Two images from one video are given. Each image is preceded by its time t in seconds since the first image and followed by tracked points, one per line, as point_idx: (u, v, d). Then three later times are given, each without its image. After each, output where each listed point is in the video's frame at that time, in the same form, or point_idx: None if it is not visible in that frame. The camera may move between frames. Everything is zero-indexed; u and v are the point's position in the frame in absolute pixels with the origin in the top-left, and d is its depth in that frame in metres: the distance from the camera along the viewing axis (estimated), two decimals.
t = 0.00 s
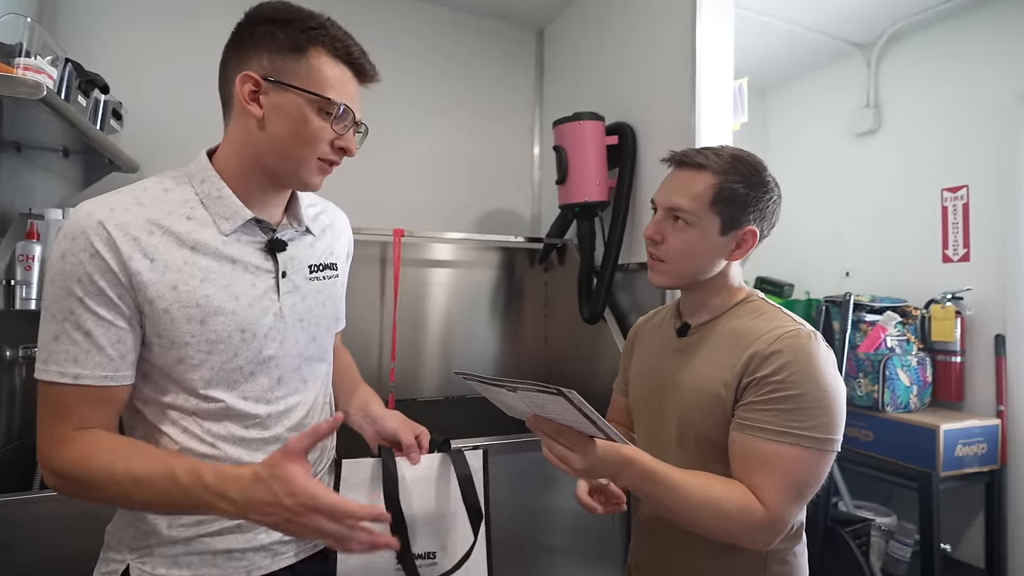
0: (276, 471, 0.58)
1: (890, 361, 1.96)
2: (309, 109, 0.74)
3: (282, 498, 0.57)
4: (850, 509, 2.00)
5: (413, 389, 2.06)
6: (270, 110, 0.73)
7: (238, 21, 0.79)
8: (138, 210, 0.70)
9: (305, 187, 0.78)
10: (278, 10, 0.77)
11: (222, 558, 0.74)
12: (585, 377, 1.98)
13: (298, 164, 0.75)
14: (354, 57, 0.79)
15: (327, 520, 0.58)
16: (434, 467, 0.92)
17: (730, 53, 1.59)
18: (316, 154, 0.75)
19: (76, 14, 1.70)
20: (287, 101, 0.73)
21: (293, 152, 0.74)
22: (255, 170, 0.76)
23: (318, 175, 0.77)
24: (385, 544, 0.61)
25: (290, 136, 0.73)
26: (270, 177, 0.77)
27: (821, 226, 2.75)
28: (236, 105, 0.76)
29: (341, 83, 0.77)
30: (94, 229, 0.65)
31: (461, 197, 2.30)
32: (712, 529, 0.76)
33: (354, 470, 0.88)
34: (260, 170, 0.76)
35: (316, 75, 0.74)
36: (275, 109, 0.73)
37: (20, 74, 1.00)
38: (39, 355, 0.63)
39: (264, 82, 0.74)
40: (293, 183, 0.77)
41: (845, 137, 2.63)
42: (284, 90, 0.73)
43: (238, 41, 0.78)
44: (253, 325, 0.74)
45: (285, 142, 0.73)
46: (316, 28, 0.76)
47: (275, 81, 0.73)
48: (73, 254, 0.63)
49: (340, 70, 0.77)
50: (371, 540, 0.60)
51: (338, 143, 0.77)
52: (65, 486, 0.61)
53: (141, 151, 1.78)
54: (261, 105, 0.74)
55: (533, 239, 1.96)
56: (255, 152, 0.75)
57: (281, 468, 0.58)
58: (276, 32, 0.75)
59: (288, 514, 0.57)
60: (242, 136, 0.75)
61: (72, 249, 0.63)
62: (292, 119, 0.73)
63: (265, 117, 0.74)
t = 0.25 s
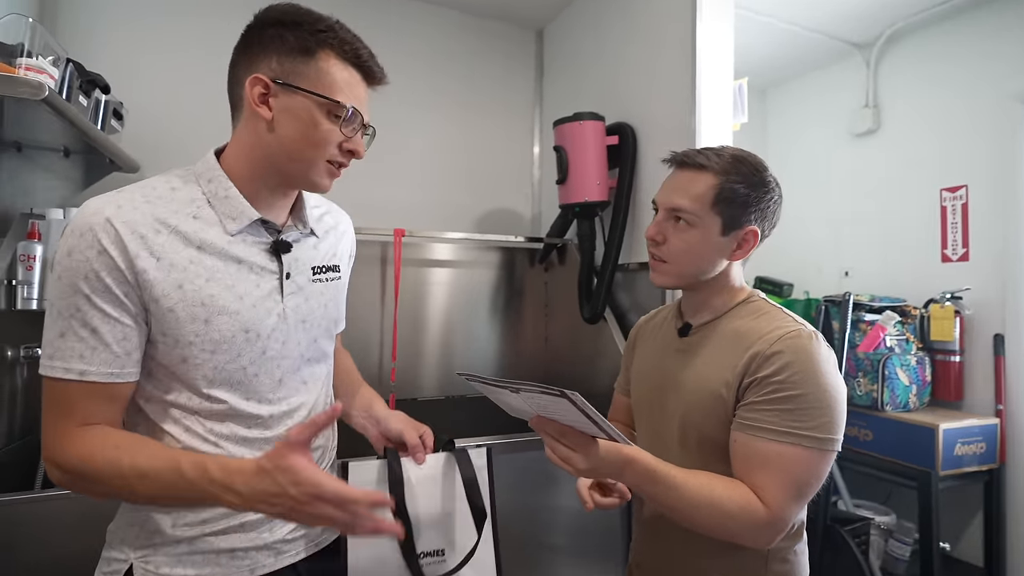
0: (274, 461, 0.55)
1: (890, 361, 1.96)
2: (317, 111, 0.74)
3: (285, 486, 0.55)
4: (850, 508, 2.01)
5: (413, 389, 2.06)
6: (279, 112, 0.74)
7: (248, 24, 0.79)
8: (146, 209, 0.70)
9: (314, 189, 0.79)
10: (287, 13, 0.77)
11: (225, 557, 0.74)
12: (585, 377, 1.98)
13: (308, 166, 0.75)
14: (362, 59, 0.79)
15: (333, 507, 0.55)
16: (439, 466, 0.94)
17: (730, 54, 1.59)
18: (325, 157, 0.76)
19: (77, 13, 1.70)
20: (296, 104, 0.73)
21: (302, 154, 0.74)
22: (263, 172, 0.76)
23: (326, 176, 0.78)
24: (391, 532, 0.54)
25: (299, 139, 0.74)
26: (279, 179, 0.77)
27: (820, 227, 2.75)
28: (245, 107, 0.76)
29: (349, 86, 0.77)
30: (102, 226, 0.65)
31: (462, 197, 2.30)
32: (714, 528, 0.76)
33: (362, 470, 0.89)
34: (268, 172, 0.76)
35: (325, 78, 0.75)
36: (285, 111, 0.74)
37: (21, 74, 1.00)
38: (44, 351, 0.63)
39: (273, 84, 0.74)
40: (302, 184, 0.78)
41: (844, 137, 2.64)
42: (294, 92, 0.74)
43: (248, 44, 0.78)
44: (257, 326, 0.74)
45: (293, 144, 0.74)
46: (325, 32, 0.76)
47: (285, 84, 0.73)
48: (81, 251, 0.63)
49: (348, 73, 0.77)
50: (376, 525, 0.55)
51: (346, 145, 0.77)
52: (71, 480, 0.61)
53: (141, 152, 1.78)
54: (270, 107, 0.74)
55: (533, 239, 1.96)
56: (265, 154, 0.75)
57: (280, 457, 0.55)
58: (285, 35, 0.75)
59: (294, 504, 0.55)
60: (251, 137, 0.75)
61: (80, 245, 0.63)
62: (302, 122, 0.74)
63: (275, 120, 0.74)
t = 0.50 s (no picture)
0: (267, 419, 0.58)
1: (894, 360, 1.96)
2: (334, 114, 0.75)
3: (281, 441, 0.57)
4: (854, 506, 2.01)
5: (418, 387, 2.08)
6: (299, 115, 0.75)
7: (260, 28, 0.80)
8: (161, 207, 0.71)
9: (328, 190, 0.80)
10: (300, 18, 0.78)
11: (237, 553, 0.75)
12: (589, 375, 1.99)
13: (324, 168, 0.77)
14: (374, 64, 0.81)
15: (330, 453, 0.59)
16: (454, 458, 1.00)
17: (734, 53, 1.60)
18: (341, 159, 0.77)
19: (86, 15, 1.72)
20: (315, 107, 0.75)
21: (318, 156, 0.76)
22: (279, 173, 0.77)
23: (341, 178, 0.79)
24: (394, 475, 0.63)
25: (316, 141, 0.75)
26: (294, 180, 0.78)
27: (825, 226, 2.75)
28: (263, 109, 0.77)
29: (363, 91, 0.79)
30: (117, 224, 0.67)
31: (466, 196, 2.31)
32: (718, 526, 0.77)
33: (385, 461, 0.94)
34: (284, 173, 0.77)
35: (341, 83, 0.76)
36: (303, 114, 0.75)
37: (34, 78, 1.02)
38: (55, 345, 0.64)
39: (293, 87, 0.75)
40: (317, 186, 0.79)
41: (849, 135, 2.63)
42: (312, 96, 0.75)
43: (261, 48, 0.79)
44: (268, 324, 0.75)
45: (311, 146, 0.75)
46: (340, 37, 0.78)
47: (305, 88, 0.75)
48: (96, 247, 0.65)
49: (362, 77, 0.79)
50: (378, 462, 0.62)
51: (360, 148, 0.79)
52: (79, 471, 0.62)
53: (149, 153, 1.80)
54: (290, 109, 0.75)
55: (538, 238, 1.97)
56: (281, 156, 0.76)
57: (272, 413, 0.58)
58: (302, 39, 0.77)
59: (292, 458, 0.58)
60: (268, 139, 0.76)
61: (95, 241, 0.65)
62: (320, 125, 0.75)
63: (293, 122, 0.75)
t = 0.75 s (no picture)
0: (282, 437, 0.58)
1: (901, 357, 1.96)
2: (347, 123, 0.77)
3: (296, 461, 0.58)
4: (861, 504, 2.02)
5: (426, 388, 2.09)
6: (312, 126, 0.77)
7: (273, 43, 0.82)
8: (182, 219, 0.74)
9: (344, 198, 0.82)
10: (310, 31, 0.80)
11: (260, 551, 0.77)
12: (596, 375, 2.00)
13: (338, 176, 0.78)
14: (385, 72, 0.83)
15: (343, 470, 0.59)
16: (467, 457, 1.03)
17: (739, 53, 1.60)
18: (355, 167, 0.79)
19: (98, 24, 1.75)
20: (328, 118, 0.77)
21: (332, 164, 0.78)
22: (296, 183, 0.79)
23: (354, 185, 0.81)
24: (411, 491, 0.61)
25: (330, 150, 0.77)
26: (310, 189, 0.80)
27: (831, 224, 2.74)
28: (277, 121, 0.79)
29: (375, 99, 0.81)
30: (140, 236, 0.68)
31: (472, 198, 2.33)
32: (726, 525, 0.78)
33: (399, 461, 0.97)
34: (299, 182, 0.79)
35: (352, 93, 0.78)
36: (318, 125, 0.77)
37: (51, 89, 1.04)
38: (80, 355, 0.66)
39: (305, 99, 0.77)
40: (333, 194, 0.81)
41: (855, 133, 2.63)
42: (326, 107, 0.77)
43: (274, 62, 0.81)
44: (285, 330, 0.77)
45: (325, 155, 0.77)
46: (350, 48, 0.80)
47: (319, 100, 0.77)
48: (120, 258, 0.67)
49: (373, 86, 0.80)
50: (395, 483, 0.61)
51: (374, 155, 0.81)
52: (97, 483, 0.62)
53: (160, 158, 1.82)
54: (303, 121, 0.77)
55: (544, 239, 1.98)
56: (298, 167, 0.78)
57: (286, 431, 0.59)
58: (314, 52, 0.79)
59: (306, 476, 0.59)
60: (282, 150, 0.78)
61: (120, 253, 0.67)
62: (334, 134, 0.77)
63: (308, 133, 0.77)
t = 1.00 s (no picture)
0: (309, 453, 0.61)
1: (908, 357, 1.96)
2: (359, 130, 0.79)
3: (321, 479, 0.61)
4: (869, 503, 2.02)
5: (434, 390, 2.11)
6: (325, 133, 0.79)
7: (287, 52, 0.85)
8: (201, 229, 0.75)
9: (357, 203, 0.84)
10: (324, 41, 0.83)
11: (279, 550, 0.79)
12: (602, 376, 2.01)
13: (350, 181, 0.80)
14: (395, 80, 0.85)
15: (365, 493, 0.62)
16: (477, 458, 1.05)
17: (742, 55, 1.61)
18: (367, 172, 0.81)
19: (109, 34, 1.78)
20: (340, 124, 0.79)
21: (345, 169, 0.79)
22: (309, 190, 0.81)
23: (367, 190, 0.83)
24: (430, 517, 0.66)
25: (342, 156, 0.78)
26: (324, 195, 0.82)
27: (836, 224, 2.75)
28: (291, 129, 0.81)
29: (385, 105, 0.83)
30: (162, 246, 0.70)
31: (478, 201, 2.34)
32: (734, 525, 0.79)
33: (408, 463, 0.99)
34: (313, 189, 0.81)
35: (363, 100, 0.80)
36: (330, 132, 0.79)
37: (67, 99, 1.06)
38: (105, 362, 0.68)
39: (318, 107, 0.79)
40: (346, 200, 0.83)
41: (859, 133, 2.63)
42: (337, 114, 0.79)
43: (288, 72, 0.84)
44: (301, 335, 0.79)
45: (338, 161, 0.79)
46: (361, 57, 0.82)
47: (330, 106, 0.79)
48: (143, 269, 0.68)
49: (383, 92, 0.83)
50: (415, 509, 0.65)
51: (385, 160, 0.83)
52: (126, 485, 0.65)
53: (171, 165, 1.85)
54: (317, 129, 0.79)
55: (549, 241, 2.00)
56: (311, 174, 0.80)
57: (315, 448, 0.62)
58: (326, 61, 0.81)
59: (328, 496, 0.61)
60: (296, 157, 0.80)
61: (142, 264, 0.69)
62: (345, 140, 0.79)
63: (320, 139, 0.79)
